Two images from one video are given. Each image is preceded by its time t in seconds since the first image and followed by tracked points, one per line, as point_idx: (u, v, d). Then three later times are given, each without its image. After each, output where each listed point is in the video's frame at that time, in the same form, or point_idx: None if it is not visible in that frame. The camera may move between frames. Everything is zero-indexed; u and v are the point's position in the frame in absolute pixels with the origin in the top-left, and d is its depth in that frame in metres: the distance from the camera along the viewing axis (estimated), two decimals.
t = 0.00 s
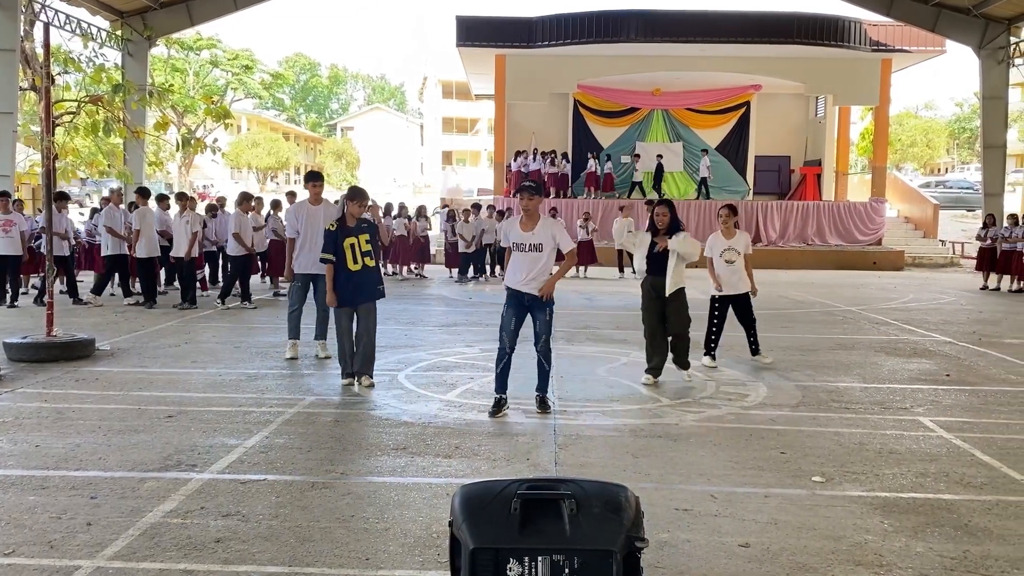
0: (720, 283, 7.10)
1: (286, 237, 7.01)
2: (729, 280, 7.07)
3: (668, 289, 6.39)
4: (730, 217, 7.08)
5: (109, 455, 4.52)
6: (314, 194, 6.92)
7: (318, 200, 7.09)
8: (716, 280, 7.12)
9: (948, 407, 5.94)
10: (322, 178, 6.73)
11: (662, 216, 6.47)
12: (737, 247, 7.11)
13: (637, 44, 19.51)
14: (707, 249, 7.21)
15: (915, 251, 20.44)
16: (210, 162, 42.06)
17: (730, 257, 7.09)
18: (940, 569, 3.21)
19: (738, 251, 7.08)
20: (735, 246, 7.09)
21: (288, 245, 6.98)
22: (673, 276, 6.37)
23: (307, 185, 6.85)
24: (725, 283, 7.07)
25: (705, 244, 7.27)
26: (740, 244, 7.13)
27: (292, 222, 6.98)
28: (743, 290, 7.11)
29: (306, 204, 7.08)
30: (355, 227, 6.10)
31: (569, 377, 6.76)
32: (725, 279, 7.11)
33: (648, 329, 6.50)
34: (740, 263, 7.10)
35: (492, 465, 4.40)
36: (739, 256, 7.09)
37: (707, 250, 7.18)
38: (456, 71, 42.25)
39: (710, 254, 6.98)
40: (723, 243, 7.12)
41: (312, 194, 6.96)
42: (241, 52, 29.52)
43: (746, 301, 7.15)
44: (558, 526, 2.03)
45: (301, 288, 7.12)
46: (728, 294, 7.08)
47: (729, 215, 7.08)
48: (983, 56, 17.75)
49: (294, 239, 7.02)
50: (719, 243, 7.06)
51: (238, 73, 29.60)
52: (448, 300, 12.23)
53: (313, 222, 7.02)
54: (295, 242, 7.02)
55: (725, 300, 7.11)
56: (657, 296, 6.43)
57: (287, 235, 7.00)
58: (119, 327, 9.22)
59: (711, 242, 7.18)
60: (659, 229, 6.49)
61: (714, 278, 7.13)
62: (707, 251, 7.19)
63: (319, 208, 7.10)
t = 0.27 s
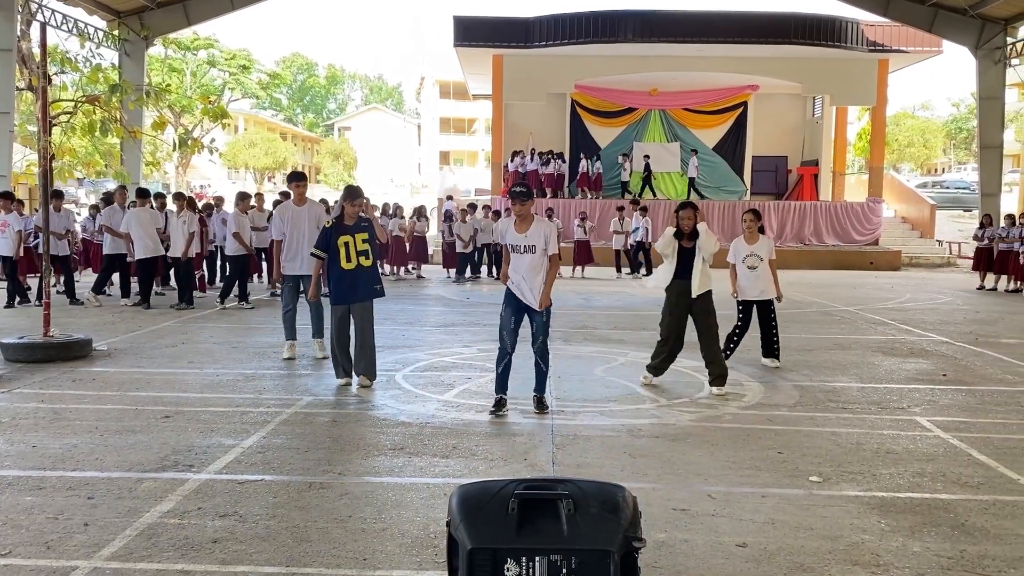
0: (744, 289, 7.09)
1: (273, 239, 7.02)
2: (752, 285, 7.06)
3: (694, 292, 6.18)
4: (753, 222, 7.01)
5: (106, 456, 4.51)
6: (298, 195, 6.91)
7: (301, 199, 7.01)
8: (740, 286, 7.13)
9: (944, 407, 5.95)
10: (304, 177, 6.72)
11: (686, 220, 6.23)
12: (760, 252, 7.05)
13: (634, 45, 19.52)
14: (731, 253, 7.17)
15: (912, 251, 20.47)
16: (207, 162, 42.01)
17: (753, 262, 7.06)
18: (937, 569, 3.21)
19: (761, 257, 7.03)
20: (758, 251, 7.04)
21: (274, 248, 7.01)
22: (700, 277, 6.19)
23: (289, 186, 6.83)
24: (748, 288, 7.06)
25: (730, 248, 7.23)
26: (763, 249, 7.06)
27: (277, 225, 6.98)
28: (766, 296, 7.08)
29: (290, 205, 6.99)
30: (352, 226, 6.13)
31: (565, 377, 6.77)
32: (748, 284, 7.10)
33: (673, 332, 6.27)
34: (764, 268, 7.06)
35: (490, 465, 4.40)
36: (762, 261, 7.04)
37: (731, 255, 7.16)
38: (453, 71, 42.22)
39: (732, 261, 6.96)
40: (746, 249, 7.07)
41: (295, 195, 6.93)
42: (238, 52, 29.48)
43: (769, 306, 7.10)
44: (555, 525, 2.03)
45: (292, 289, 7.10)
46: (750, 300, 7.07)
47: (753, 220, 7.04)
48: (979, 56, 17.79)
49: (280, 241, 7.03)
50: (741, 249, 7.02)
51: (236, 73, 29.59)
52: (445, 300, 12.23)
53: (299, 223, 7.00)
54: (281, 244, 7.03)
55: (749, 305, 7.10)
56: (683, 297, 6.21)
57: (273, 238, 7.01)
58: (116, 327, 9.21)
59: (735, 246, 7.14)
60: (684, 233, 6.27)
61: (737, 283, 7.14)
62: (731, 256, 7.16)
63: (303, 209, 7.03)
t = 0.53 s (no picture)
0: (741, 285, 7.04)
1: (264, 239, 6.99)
2: (750, 282, 7.00)
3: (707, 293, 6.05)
4: (756, 218, 6.94)
5: (103, 456, 4.50)
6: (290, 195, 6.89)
7: (293, 199, 7.02)
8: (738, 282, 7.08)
9: (941, 407, 5.96)
10: (296, 177, 6.71)
11: (697, 215, 6.10)
12: (761, 249, 6.98)
13: (631, 45, 19.54)
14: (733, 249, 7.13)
15: (908, 251, 20.51)
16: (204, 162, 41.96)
17: (752, 258, 6.99)
18: (933, 569, 3.21)
19: (761, 254, 6.96)
20: (758, 248, 6.97)
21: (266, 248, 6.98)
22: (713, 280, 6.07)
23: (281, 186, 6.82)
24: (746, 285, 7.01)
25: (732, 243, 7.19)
26: (764, 246, 7.00)
27: (269, 225, 6.95)
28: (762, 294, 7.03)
29: (282, 205, 6.99)
30: (352, 227, 6.14)
31: (562, 377, 6.77)
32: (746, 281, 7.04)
33: (682, 330, 6.12)
34: (763, 265, 6.99)
35: (487, 464, 4.40)
36: (762, 258, 6.98)
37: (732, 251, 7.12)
38: (450, 71, 42.20)
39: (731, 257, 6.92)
40: (746, 245, 7.02)
41: (288, 195, 6.91)
42: (235, 52, 29.44)
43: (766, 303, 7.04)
44: (552, 525, 2.02)
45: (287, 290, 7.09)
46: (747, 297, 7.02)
47: (757, 216, 6.99)
48: (976, 56, 17.82)
49: (273, 241, 7.00)
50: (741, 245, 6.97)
51: (232, 73, 29.50)
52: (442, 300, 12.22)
53: (291, 223, 6.99)
54: (273, 243, 7.00)
55: (747, 303, 7.06)
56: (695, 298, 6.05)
57: (265, 237, 6.97)
58: (113, 327, 9.20)
59: (737, 242, 7.09)
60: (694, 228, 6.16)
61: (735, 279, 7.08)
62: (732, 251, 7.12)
63: (296, 209, 7.02)
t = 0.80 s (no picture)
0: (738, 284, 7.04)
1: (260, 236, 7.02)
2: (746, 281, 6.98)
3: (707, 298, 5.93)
4: (755, 219, 6.90)
5: (99, 456, 4.49)
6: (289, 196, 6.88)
7: (291, 199, 7.01)
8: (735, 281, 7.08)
9: (936, 406, 5.98)
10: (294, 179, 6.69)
11: (702, 217, 5.97)
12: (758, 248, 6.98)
13: (627, 45, 19.56)
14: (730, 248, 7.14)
15: (903, 251, 20.55)
16: (200, 162, 41.89)
17: (750, 257, 6.98)
18: (929, 568, 3.22)
19: (757, 252, 6.96)
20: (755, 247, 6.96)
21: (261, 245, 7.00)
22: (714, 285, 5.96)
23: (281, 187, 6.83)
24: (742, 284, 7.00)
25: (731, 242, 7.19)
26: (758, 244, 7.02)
27: (265, 223, 6.98)
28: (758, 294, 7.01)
29: (279, 205, 7.02)
30: (343, 226, 6.09)
31: (558, 377, 6.76)
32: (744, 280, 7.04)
33: (682, 330, 6.06)
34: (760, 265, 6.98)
35: (483, 465, 4.40)
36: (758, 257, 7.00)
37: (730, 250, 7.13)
38: (446, 70, 42.17)
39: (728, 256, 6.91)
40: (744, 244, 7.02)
41: (287, 195, 6.90)
42: (230, 52, 29.39)
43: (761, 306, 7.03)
44: (548, 525, 2.02)
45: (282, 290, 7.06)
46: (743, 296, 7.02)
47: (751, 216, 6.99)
48: (971, 57, 17.87)
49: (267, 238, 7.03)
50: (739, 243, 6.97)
51: (228, 72, 29.41)
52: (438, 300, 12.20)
53: (285, 222, 6.99)
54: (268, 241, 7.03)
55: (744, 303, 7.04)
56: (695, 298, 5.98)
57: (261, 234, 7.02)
58: (107, 327, 9.17)
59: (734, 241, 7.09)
60: (699, 229, 6.04)
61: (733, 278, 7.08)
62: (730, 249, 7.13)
63: (292, 209, 7.03)
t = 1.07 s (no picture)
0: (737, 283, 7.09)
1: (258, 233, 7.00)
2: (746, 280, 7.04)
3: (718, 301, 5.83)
4: (751, 219, 6.83)
5: (93, 457, 4.48)
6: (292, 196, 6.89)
7: (293, 200, 7.01)
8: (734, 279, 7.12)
9: (930, 406, 6.00)
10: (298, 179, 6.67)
11: (715, 223, 5.80)
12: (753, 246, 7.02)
13: (622, 45, 19.58)
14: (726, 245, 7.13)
15: (898, 251, 20.61)
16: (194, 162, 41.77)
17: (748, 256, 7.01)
18: (922, 567, 3.23)
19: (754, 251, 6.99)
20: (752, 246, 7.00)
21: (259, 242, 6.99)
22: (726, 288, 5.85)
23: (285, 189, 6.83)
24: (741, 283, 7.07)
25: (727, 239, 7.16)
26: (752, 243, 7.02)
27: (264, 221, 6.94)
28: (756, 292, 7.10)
29: (280, 205, 7.02)
30: (328, 227, 6.06)
31: (554, 377, 6.76)
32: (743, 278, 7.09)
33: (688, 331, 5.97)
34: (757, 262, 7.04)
35: (478, 464, 4.39)
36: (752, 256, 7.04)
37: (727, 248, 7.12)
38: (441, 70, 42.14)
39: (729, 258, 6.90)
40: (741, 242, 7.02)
41: (289, 195, 6.89)
42: (225, 51, 29.31)
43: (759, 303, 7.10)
44: (544, 524, 2.02)
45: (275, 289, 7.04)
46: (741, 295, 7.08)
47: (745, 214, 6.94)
48: (964, 57, 17.94)
49: (266, 236, 7.01)
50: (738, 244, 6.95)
51: (222, 72, 29.35)
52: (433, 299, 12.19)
53: (286, 221, 6.97)
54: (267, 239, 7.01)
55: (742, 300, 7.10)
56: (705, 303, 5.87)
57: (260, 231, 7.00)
58: (101, 327, 9.14)
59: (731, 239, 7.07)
60: (710, 234, 5.88)
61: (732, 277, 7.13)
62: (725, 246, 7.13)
63: (293, 209, 7.02)
